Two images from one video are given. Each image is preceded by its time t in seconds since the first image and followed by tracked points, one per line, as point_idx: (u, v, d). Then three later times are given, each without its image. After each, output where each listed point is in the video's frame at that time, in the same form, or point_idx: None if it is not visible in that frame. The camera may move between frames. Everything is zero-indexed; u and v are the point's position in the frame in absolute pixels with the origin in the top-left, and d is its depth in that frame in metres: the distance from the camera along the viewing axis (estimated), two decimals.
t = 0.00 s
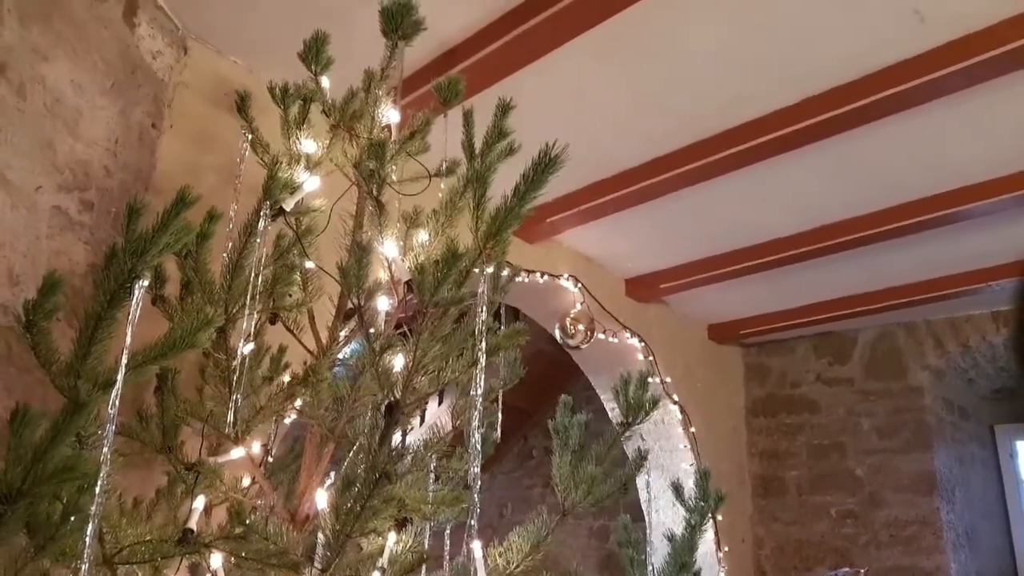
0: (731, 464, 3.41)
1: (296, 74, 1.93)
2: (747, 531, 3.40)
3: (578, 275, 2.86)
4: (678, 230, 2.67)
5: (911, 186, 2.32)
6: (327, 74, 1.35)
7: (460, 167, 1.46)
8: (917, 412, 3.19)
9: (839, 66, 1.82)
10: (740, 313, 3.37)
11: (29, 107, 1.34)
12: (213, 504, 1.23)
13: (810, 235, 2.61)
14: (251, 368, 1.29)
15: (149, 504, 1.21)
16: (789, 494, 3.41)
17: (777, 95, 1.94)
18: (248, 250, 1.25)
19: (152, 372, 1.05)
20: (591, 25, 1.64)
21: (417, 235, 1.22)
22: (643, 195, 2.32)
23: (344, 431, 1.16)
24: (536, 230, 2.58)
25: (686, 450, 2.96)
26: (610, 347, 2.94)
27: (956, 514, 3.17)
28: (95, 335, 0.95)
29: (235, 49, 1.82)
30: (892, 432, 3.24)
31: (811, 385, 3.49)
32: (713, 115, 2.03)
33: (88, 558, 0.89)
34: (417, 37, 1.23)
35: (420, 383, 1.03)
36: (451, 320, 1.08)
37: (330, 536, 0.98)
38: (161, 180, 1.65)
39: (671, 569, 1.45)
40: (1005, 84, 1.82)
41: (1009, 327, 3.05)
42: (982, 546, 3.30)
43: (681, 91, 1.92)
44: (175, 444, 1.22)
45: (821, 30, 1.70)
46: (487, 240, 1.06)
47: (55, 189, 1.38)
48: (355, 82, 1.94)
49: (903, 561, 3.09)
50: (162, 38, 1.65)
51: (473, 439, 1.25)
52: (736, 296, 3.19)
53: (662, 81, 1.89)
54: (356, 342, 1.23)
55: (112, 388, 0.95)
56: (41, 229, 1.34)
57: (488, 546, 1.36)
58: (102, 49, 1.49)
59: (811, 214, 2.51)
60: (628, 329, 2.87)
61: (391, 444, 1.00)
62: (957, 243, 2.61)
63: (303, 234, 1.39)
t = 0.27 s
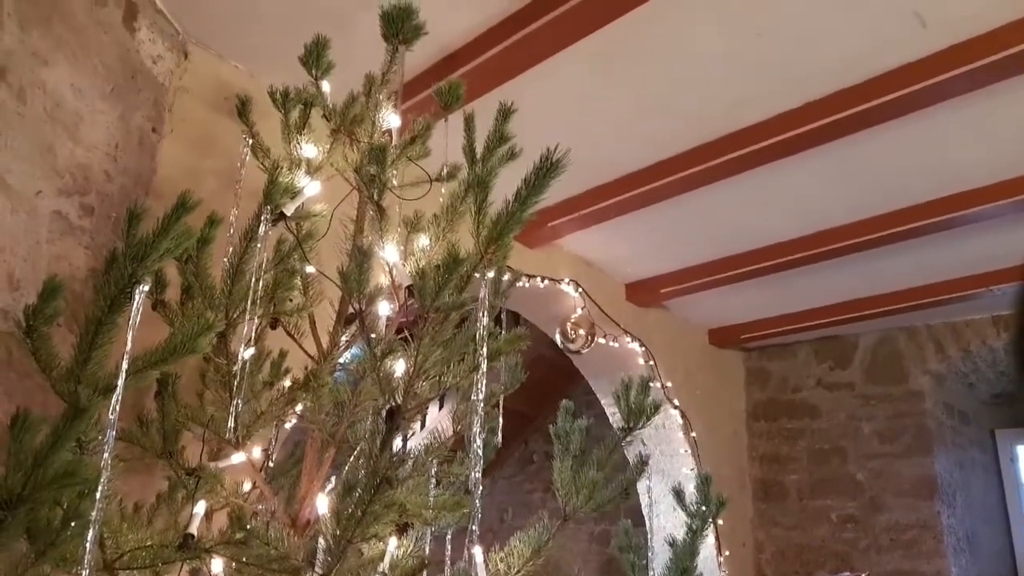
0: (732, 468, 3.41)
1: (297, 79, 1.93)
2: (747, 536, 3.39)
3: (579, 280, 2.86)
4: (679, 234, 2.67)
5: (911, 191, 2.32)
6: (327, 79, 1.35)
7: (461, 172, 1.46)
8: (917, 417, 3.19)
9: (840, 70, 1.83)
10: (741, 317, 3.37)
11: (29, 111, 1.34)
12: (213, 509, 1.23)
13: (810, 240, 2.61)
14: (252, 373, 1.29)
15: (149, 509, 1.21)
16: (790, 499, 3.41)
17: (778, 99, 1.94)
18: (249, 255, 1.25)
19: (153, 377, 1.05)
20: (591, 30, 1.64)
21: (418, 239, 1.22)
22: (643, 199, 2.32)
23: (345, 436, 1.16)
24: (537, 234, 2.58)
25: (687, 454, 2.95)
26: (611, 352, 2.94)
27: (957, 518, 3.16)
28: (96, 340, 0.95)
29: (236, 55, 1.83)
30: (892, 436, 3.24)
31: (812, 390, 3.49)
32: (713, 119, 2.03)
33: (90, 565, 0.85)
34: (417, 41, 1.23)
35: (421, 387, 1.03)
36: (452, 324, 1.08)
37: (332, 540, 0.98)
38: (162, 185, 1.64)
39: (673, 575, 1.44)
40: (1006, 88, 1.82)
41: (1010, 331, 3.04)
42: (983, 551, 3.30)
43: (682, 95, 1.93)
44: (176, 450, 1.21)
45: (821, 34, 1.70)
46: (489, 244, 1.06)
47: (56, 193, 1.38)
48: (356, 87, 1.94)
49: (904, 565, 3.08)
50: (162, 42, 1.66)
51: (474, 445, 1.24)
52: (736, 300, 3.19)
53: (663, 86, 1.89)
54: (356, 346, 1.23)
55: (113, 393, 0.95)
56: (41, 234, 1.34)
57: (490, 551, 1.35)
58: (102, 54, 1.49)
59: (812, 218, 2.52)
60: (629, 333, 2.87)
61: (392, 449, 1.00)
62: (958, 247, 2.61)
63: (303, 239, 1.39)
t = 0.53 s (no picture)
0: (732, 452, 3.42)
1: (297, 62, 1.92)
2: (746, 518, 3.41)
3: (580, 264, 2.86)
4: (680, 219, 2.66)
5: (914, 175, 2.31)
6: (327, 62, 1.33)
7: (462, 156, 1.46)
8: (918, 401, 3.20)
9: (842, 55, 1.82)
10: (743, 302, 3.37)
11: (28, 96, 1.34)
12: (216, 490, 1.24)
13: (812, 224, 2.61)
14: (254, 356, 1.30)
15: (152, 492, 1.20)
16: (789, 482, 3.42)
17: (779, 84, 1.94)
18: (250, 239, 1.25)
19: (155, 360, 1.07)
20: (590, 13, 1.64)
21: (420, 224, 1.22)
22: (644, 183, 2.32)
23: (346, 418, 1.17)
24: (538, 218, 2.58)
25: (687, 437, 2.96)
26: (611, 336, 2.95)
27: (956, 501, 3.18)
28: (97, 323, 0.95)
29: (235, 38, 1.82)
30: (892, 420, 3.25)
31: (812, 374, 3.49)
32: (715, 103, 2.02)
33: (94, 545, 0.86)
34: (417, 24, 1.23)
35: (424, 371, 1.06)
36: (453, 309, 1.09)
37: (335, 521, 1.00)
38: (161, 168, 1.64)
39: (673, 556, 1.45)
40: (1008, 73, 1.81)
41: (1011, 316, 3.05)
42: (982, 533, 3.32)
43: (682, 79, 1.92)
44: (178, 432, 1.24)
45: (823, 17, 1.69)
46: (490, 229, 1.07)
47: (55, 177, 1.38)
48: (356, 70, 1.94)
49: (902, 547, 3.10)
50: (161, 25, 1.66)
51: (476, 430, 1.25)
52: (737, 284, 3.19)
53: (664, 70, 1.88)
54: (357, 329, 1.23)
55: (114, 376, 0.97)
56: (41, 218, 1.35)
57: (491, 532, 1.37)
58: (100, 38, 1.49)
59: (814, 202, 2.51)
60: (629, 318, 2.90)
61: (392, 430, 1.04)
62: (959, 232, 2.61)
63: (305, 223, 1.39)
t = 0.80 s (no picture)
0: (732, 401, 3.45)
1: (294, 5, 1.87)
2: (745, 465, 3.46)
3: (582, 213, 2.84)
4: (683, 167, 2.63)
5: (921, 123, 2.28)
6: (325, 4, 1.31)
7: (462, 101, 1.42)
8: (918, 350, 3.22)
9: (845, 3, 1.79)
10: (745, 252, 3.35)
11: (18, 37, 1.34)
12: (221, 436, 1.26)
13: (816, 173, 2.58)
14: (256, 303, 1.30)
15: (158, 439, 1.19)
16: (788, 430, 3.45)
17: (784, 29, 1.89)
18: (249, 187, 1.24)
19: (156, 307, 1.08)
20: None
21: (420, 170, 1.21)
22: (646, 131, 2.29)
23: (349, 365, 1.18)
24: (539, 167, 2.55)
25: (687, 386, 2.99)
26: (613, 287, 2.94)
27: (952, 448, 3.22)
28: (97, 271, 0.96)
29: None
30: (892, 369, 3.27)
31: (813, 323, 3.48)
32: (717, 50, 1.99)
33: (101, 489, 0.88)
34: None
35: (428, 318, 1.07)
36: (455, 257, 1.09)
37: (340, 465, 1.02)
38: (159, 115, 1.57)
39: (673, 501, 1.48)
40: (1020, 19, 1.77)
41: (1014, 265, 3.06)
42: (976, 480, 3.37)
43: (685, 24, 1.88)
44: (182, 379, 1.24)
45: None
46: (493, 174, 1.05)
47: (50, 123, 1.36)
48: (355, 14, 1.89)
49: (898, 494, 3.16)
50: None
51: (480, 377, 1.25)
52: (740, 234, 3.17)
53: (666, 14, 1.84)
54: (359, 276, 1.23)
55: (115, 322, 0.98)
56: (37, 164, 1.33)
57: (494, 478, 1.38)
58: None
59: (819, 151, 2.47)
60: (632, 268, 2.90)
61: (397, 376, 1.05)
62: (965, 181, 2.58)
63: (305, 170, 1.37)
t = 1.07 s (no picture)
0: (732, 377, 3.45)
1: None
2: (744, 441, 3.47)
3: (583, 189, 2.82)
4: (687, 142, 2.61)
5: (927, 96, 2.25)
6: None
7: (464, 74, 1.40)
8: (919, 327, 3.22)
9: None
10: (748, 228, 3.34)
11: (13, 7, 1.33)
12: (224, 413, 1.25)
13: (820, 148, 2.56)
14: (257, 280, 1.29)
15: (159, 413, 1.22)
16: (788, 406, 3.46)
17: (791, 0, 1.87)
18: (249, 161, 1.23)
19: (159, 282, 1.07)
20: None
21: (422, 145, 1.19)
22: (650, 106, 2.26)
23: (351, 341, 1.17)
24: (541, 143, 2.53)
25: (688, 363, 2.99)
26: (614, 264, 2.94)
27: (951, 425, 3.23)
28: (97, 245, 0.95)
29: None
30: (893, 345, 3.27)
31: (814, 300, 3.48)
32: (720, 23, 1.97)
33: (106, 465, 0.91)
34: None
35: (430, 294, 1.05)
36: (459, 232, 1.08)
37: (343, 442, 1.01)
38: (158, 87, 1.58)
39: (674, 477, 1.48)
40: None
41: (1016, 243, 3.04)
42: (975, 456, 3.39)
43: None
44: (184, 355, 1.23)
45: None
46: (495, 149, 1.04)
47: (47, 96, 1.35)
48: None
49: (896, 470, 3.17)
50: None
51: (482, 355, 1.24)
52: (742, 210, 3.15)
53: None
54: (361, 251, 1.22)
55: (118, 298, 0.97)
56: (35, 138, 1.32)
57: (496, 454, 1.38)
58: None
59: (824, 125, 2.45)
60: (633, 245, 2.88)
61: (400, 353, 1.03)
62: (971, 155, 2.56)
63: (305, 144, 1.36)
